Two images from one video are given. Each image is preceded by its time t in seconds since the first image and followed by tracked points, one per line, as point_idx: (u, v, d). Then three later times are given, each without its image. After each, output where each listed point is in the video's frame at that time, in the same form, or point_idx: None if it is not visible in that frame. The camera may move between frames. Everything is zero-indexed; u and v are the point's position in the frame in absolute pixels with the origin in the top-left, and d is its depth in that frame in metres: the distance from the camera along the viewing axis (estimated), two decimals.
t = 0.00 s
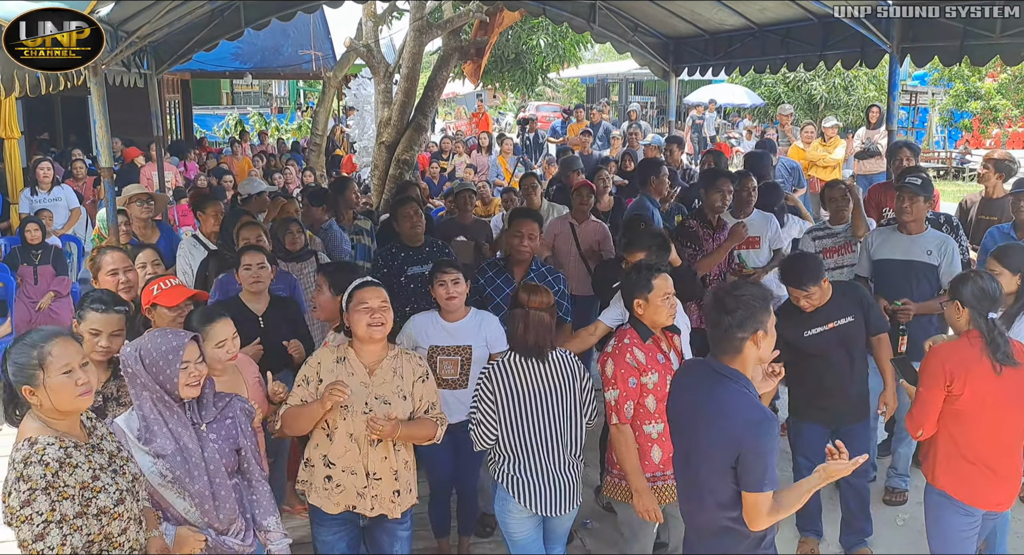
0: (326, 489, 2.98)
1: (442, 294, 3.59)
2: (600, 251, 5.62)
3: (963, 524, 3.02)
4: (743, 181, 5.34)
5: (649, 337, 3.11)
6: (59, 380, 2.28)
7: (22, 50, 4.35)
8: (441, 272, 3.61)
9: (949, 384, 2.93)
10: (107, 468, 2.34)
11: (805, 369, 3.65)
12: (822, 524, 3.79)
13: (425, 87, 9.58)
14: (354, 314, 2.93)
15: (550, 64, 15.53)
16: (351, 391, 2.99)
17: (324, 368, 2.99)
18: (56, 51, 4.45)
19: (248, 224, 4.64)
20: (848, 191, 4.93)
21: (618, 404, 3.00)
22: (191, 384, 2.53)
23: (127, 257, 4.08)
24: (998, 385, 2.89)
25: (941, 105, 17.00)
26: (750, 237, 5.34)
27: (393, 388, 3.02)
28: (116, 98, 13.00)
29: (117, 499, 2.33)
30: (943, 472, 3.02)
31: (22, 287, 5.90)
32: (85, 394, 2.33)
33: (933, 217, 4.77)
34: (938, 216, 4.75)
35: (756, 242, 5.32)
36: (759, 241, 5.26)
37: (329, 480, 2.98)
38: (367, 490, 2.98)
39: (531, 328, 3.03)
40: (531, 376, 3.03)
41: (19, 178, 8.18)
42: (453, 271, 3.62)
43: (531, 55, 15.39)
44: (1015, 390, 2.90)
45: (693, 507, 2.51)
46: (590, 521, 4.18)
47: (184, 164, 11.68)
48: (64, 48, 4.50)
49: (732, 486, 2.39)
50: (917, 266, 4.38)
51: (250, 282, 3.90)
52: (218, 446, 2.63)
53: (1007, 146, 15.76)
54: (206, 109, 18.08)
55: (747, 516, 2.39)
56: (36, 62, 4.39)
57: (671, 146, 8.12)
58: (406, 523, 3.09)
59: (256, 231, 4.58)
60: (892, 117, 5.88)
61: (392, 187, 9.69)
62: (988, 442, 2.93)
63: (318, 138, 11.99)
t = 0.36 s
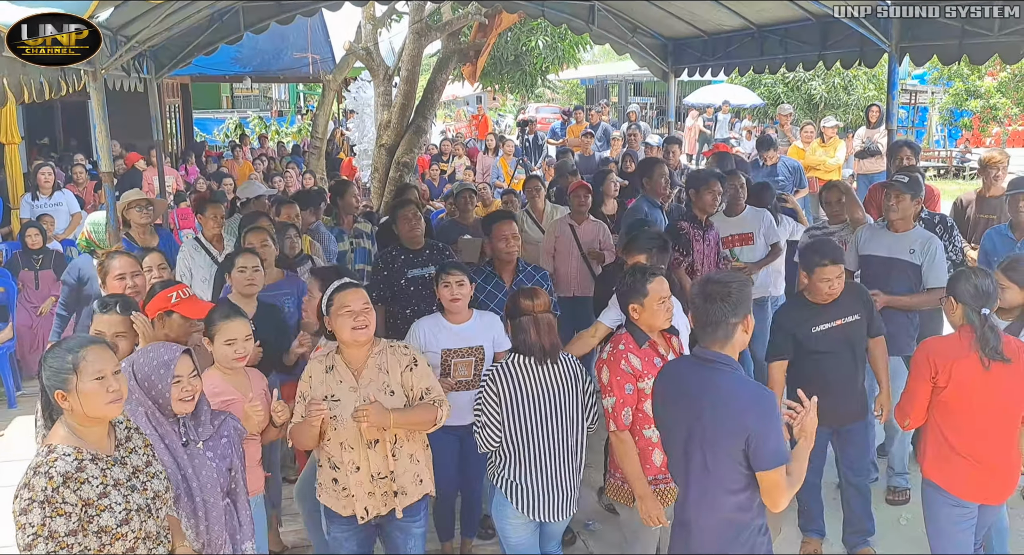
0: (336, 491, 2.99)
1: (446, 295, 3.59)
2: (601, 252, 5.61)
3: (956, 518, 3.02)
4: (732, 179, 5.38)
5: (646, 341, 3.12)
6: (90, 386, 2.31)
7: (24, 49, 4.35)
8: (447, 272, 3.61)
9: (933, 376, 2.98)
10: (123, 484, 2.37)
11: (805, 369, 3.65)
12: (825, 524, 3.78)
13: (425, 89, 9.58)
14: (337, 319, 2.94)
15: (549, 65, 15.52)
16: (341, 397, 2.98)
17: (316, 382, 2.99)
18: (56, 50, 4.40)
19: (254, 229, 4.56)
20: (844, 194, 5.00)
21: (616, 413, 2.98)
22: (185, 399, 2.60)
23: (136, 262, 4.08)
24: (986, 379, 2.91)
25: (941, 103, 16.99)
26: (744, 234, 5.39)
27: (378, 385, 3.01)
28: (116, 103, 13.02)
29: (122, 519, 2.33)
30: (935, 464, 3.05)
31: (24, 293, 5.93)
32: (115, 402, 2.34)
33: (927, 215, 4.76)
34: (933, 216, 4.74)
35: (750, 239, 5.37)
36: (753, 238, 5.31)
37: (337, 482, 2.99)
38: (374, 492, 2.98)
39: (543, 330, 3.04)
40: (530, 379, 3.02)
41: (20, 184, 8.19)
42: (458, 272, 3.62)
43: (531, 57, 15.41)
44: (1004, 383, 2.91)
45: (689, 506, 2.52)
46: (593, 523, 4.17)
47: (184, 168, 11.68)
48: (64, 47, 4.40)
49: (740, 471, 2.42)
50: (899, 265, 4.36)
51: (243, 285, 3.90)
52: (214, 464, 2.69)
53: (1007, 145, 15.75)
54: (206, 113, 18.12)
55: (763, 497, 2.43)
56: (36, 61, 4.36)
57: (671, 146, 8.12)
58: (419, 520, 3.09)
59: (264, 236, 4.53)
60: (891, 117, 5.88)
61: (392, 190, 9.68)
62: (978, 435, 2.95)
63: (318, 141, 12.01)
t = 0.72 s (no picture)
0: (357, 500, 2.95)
1: (447, 296, 3.58)
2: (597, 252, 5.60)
3: (952, 507, 3.07)
4: (736, 181, 5.39)
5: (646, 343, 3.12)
6: (108, 386, 2.40)
7: (28, 48, 4.34)
8: (448, 274, 3.60)
9: (930, 367, 3.03)
10: (139, 489, 2.42)
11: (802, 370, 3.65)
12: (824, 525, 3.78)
13: (425, 91, 9.59)
14: (363, 322, 2.94)
15: (549, 67, 15.51)
16: (365, 401, 2.97)
17: (336, 386, 2.99)
18: (57, 50, 4.37)
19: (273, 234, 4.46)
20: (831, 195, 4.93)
21: (615, 412, 2.99)
22: (188, 401, 2.59)
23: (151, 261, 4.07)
24: (983, 369, 2.97)
25: (941, 103, 16.98)
26: (747, 235, 5.40)
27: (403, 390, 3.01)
28: (116, 105, 13.02)
29: (143, 521, 2.38)
30: (932, 455, 3.09)
31: (26, 295, 5.93)
32: (130, 403, 2.42)
33: (924, 214, 4.77)
34: (930, 215, 4.75)
35: (753, 240, 5.37)
36: (755, 239, 5.32)
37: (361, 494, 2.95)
38: (398, 496, 2.98)
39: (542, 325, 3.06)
40: (530, 380, 3.02)
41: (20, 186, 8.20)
42: (459, 273, 3.61)
43: (531, 58, 15.42)
44: (1000, 373, 2.98)
45: (692, 512, 2.51)
46: (593, 524, 4.17)
47: (184, 170, 11.68)
48: (63, 46, 4.38)
49: (739, 474, 2.42)
50: (891, 265, 4.37)
51: (221, 290, 3.95)
52: (226, 465, 2.69)
53: (1008, 145, 15.75)
54: (207, 115, 18.14)
55: (766, 502, 2.44)
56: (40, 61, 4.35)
57: (671, 147, 8.13)
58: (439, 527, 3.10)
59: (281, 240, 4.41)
60: (891, 117, 5.88)
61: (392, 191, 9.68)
62: (975, 425, 3.00)
63: (318, 144, 12.02)
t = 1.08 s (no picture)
0: (377, 502, 2.91)
1: (443, 298, 3.58)
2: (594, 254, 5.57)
3: (947, 500, 3.11)
4: (753, 183, 5.38)
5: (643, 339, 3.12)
6: (114, 396, 2.41)
7: (31, 49, 4.30)
8: (444, 276, 3.60)
9: (932, 360, 3.03)
10: (146, 497, 2.42)
11: (803, 372, 3.64)
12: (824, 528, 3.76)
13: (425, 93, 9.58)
14: (382, 321, 2.92)
15: (549, 69, 15.52)
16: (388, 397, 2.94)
17: (355, 380, 2.90)
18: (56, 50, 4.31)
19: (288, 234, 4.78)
20: (825, 200, 4.89)
21: (618, 404, 2.99)
22: (200, 400, 2.53)
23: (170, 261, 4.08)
24: (985, 364, 2.98)
25: (942, 107, 16.98)
26: (758, 238, 5.41)
27: (422, 387, 3.01)
28: (115, 105, 13.01)
29: (156, 528, 2.39)
30: (932, 448, 3.09)
31: (24, 295, 5.89)
32: (134, 414, 2.46)
33: (931, 219, 4.78)
34: (937, 219, 4.76)
35: (764, 243, 5.37)
36: (767, 242, 5.33)
37: (378, 493, 2.91)
38: (417, 494, 2.96)
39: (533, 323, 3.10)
40: (534, 377, 3.02)
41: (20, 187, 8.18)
42: (455, 276, 3.61)
43: (531, 60, 15.41)
44: (1001, 367, 3.00)
45: (712, 530, 2.44)
46: (592, 527, 4.16)
47: (185, 171, 11.67)
48: (61, 47, 4.31)
49: (761, 493, 2.37)
50: (893, 268, 4.36)
51: (211, 292, 3.92)
52: (257, 463, 2.61)
53: (1008, 148, 15.76)
54: (207, 116, 18.19)
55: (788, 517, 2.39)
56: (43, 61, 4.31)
57: (671, 149, 8.13)
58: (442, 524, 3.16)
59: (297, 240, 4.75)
60: (891, 120, 5.88)
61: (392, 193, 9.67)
62: (977, 419, 3.01)
63: (318, 145, 12.01)
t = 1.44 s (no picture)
0: (369, 511, 2.90)
1: (439, 300, 3.59)
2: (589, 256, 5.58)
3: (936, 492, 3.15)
4: (764, 187, 5.36)
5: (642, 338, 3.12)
6: (96, 395, 2.45)
7: (31, 49, 4.38)
8: (439, 278, 3.62)
9: (905, 353, 3.08)
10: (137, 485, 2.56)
11: (798, 373, 3.64)
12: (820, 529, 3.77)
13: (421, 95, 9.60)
14: (374, 329, 2.92)
15: (546, 70, 15.57)
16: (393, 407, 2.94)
17: (358, 383, 2.89)
18: (56, 52, 4.43)
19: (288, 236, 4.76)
20: (820, 204, 4.90)
21: (615, 398, 3.01)
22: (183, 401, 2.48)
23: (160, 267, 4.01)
24: (963, 364, 2.99)
25: (937, 109, 17.04)
26: (765, 241, 5.43)
27: (418, 400, 3.04)
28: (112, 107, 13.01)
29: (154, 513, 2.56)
30: (909, 441, 3.16)
31: (18, 297, 5.88)
32: (117, 411, 2.51)
33: (940, 222, 4.71)
34: (948, 222, 4.70)
35: (771, 247, 5.39)
36: (771, 246, 5.35)
37: (371, 503, 2.90)
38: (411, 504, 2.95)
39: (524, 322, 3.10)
40: (530, 376, 3.08)
41: (15, 189, 8.17)
42: (450, 278, 3.62)
43: (527, 62, 15.45)
44: (980, 368, 3.00)
45: (734, 536, 2.37)
46: (588, 528, 4.15)
47: (181, 172, 11.66)
48: (62, 49, 4.44)
49: (791, 499, 2.33)
50: (891, 269, 4.37)
51: (228, 291, 3.93)
52: (241, 473, 2.47)
53: (1003, 150, 15.83)
54: (203, 117, 18.18)
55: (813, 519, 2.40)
56: (41, 64, 4.42)
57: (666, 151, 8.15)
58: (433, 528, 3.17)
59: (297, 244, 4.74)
60: (888, 122, 5.90)
61: (388, 194, 9.68)
62: (955, 418, 3.03)
63: (314, 146, 12.02)
